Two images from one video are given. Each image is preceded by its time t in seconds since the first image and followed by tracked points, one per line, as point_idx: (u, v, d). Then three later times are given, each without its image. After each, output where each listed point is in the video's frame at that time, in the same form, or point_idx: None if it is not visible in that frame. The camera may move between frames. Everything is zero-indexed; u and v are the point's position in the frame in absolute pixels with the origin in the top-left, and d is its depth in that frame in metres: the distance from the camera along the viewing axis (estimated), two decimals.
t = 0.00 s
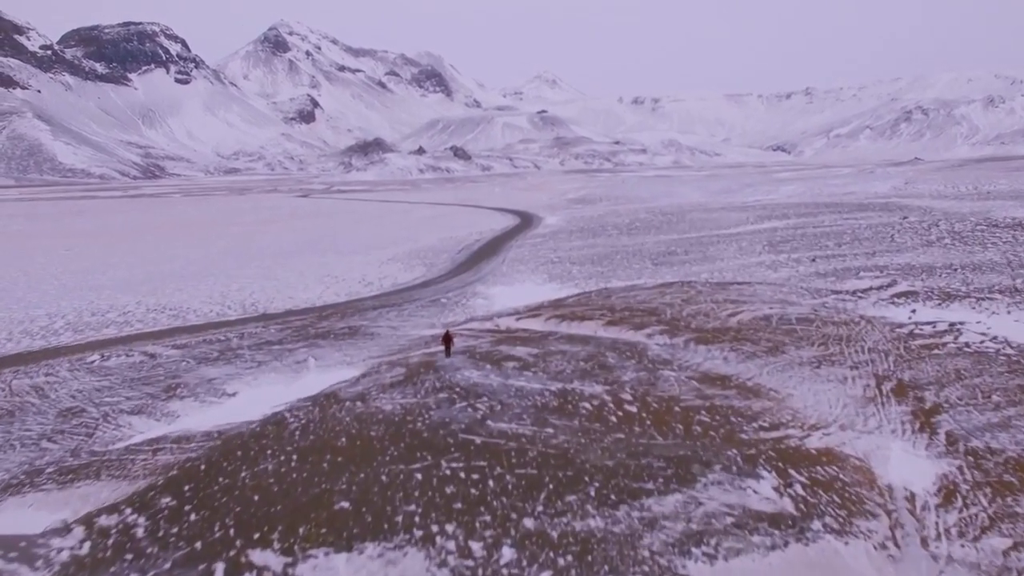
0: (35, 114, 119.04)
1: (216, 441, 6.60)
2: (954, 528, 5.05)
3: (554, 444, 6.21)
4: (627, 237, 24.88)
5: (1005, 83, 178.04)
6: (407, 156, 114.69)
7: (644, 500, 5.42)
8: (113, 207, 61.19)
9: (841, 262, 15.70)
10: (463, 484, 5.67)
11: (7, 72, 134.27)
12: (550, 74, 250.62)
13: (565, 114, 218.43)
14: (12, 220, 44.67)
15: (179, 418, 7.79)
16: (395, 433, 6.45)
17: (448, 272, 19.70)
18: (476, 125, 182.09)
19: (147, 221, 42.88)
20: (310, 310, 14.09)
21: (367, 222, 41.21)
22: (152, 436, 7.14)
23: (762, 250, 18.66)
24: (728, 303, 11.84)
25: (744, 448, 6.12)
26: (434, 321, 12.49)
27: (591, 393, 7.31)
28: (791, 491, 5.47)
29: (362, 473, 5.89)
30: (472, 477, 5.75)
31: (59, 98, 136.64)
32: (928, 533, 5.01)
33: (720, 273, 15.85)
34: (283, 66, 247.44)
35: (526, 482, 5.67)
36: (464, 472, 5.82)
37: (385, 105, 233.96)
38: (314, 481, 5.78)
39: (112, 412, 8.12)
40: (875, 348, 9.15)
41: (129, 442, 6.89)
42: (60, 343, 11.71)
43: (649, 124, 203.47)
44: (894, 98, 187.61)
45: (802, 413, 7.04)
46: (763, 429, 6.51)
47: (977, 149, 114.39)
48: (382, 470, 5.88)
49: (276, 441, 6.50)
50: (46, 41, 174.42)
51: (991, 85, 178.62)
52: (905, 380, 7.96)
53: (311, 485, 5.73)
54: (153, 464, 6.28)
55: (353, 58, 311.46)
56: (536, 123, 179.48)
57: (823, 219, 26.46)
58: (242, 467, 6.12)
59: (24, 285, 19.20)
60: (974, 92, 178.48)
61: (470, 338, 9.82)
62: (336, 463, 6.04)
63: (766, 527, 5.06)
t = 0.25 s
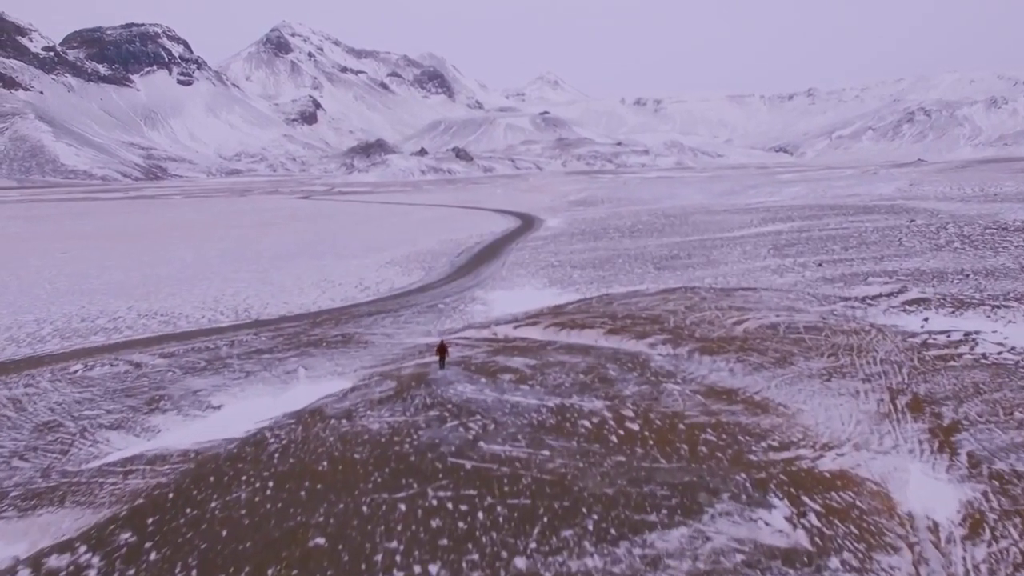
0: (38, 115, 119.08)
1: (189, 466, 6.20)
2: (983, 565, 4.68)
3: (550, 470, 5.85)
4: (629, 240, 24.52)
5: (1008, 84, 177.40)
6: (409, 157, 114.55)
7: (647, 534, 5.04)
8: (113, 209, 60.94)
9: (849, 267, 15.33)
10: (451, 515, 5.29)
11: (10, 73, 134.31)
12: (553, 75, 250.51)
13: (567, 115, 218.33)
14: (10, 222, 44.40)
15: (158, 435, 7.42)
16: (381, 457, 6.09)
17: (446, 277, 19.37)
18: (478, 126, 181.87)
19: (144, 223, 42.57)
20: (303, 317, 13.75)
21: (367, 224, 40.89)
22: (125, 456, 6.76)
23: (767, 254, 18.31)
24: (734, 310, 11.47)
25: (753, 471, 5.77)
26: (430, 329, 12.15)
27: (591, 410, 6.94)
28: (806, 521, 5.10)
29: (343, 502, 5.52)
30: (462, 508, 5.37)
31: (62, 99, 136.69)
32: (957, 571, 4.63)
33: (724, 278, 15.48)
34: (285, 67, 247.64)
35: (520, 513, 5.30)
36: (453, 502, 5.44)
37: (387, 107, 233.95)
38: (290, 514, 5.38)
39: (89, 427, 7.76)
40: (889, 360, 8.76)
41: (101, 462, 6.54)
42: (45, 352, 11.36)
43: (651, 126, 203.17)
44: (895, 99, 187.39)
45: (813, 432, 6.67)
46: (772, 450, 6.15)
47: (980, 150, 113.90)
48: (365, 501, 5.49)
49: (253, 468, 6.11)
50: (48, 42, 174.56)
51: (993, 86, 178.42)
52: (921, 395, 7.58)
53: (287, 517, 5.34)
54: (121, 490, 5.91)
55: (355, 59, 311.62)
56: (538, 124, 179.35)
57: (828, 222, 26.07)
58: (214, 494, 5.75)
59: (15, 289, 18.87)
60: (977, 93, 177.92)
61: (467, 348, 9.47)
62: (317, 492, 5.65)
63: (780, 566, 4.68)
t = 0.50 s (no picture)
0: (41, 117, 119.11)
1: (154, 498, 5.76)
2: None
3: (546, 502, 5.42)
4: (631, 244, 24.13)
5: (1012, 85, 176.75)
6: (412, 158, 114.34)
7: None
8: (114, 210, 60.72)
9: (858, 273, 14.89)
10: (436, 557, 4.86)
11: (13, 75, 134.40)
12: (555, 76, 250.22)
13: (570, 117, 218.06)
14: (9, 224, 44.18)
15: (129, 456, 6.99)
16: (363, 489, 5.66)
17: (445, 282, 18.98)
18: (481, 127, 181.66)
19: (143, 225, 42.30)
20: (295, 324, 13.36)
21: (367, 226, 40.53)
22: (91, 481, 6.34)
23: (773, 258, 17.88)
24: (740, 318, 11.06)
25: (765, 504, 5.34)
26: (426, 338, 11.74)
27: (590, 432, 6.52)
28: (824, 563, 4.68)
29: (319, 539, 5.11)
30: (448, 548, 4.94)
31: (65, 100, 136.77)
32: None
33: (729, 284, 15.05)
34: (288, 69, 247.69)
35: (511, 555, 4.86)
36: (438, 543, 5.01)
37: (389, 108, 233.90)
38: (259, 557, 4.93)
39: (60, 447, 7.34)
40: (905, 373, 8.31)
41: (67, 488, 6.14)
42: (26, 362, 10.97)
43: (654, 127, 202.88)
44: (898, 101, 186.92)
45: (827, 455, 6.24)
46: (784, 477, 5.75)
47: (984, 151, 113.39)
48: (343, 539, 5.06)
49: (224, 501, 5.67)
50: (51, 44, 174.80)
51: (997, 87, 177.80)
52: (941, 413, 7.14)
53: (256, 560, 4.90)
54: (78, 525, 5.48)
55: (358, 61, 311.88)
56: (541, 125, 179.15)
57: (834, 225, 25.63)
58: (177, 531, 5.31)
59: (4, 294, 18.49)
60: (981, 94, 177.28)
61: (461, 360, 9.07)
62: (291, 528, 5.23)
63: None
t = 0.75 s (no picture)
0: (44, 118, 119.25)
1: (115, 534, 5.37)
2: None
3: (539, 541, 5.01)
4: (634, 247, 23.75)
5: (1017, 86, 176.05)
6: (414, 160, 113.98)
7: None
8: (115, 212, 60.42)
9: (867, 279, 14.47)
10: None
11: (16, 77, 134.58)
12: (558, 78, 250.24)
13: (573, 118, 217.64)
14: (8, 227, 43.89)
15: (97, 479, 6.59)
16: (340, 528, 5.26)
17: (443, 286, 18.62)
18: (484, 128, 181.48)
19: (142, 228, 42.00)
20: (287, 332, 12.97)
21: (368, 229, 40.21)
22: (52, 510, 5.93)
23: (779, 264, 17.43)
24: (746, 328, 10.65)
25: (776, 540, 4.96)
26: (421, 347, 11.35)
27: (586, 456, 6.13)
28: None
29: None
30: None
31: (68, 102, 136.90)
32: None
33: (734, 291, 14.60)
34: (291, 71, 248.12)
35: None
36: None
37: (392, 109, 233.94)
38: None
39: (28, 467, 6.95)
40: (922, 389, 7.87)
41: (26, 518, 5.76)
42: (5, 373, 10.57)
43: (657, 129, 202.51)
44: (902, 102, 186.21)
45: (841, 482, 5.83)
46: (799, 508, 5.34)
47: (989, 152, 112.93)
48: None
49: (189, 540, 5.27)
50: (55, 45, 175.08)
51: (1001, 87, 176.94)
52: (960, 434, 6.72)
53: None
54: (28, 565, 5.07)
55: (361, 63, 312.17)
56: (544, 127, 178.94)
57: (841, 228, 25.18)
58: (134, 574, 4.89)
59: None
60: (985, 94, 176.65)
61: (454, 374, 8.68)
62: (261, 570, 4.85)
63: None
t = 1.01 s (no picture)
0: (48, 119, 119.32)
1: None
2: None
3: None
4: (636, 251, 23.35)
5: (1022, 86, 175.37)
6: (416, 160, 113.73)
7: None
8: (115, 213, 60.25)
9: (877, 285, 14.04)
10: None
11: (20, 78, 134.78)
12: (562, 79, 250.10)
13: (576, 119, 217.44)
14: (7, 228, 43.67)
15: (62, 506, 6.21)
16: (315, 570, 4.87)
17: (441, 291, 18.26)
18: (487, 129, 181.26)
19: (141, 229, 41.72)
20: (277, 340, 12.59)
21: (368, 231, 39.83)
22: (11, 543, 5.55)
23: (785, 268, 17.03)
24: (753, 338, 10.25)
25: None
26: (415, 357, 10.98)
27: (583, 485, 5.74)
28: None
29: None
30: None
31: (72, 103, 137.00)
32: None
33: (739, 298, 14.19)
34: (294, 72, 248.24)
35: None
36: None
37: (395, 110, 233.95)
38: None
39: None
40: (940, 407, 7.46)
41: None
42: None
43: (661, 129, 202.10)
44: (906, 102, 185.62)
45: (858, 514, 5.42)
46: (813, 546, 4.95)
47: (994, 153, 112.47)
48: None
49: None
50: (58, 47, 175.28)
51: (1006, 88, 176.24)
52: (985, 459, 6.30)
53: None
54: None
55: (364, 64, 312.43)
56: (547, 127, 178.67)
57: (847, 231, 24.73)
58: None
59: None
60: (990, 95, 175.95)
61: (446, 389, 8.29)
62: None
63: None
